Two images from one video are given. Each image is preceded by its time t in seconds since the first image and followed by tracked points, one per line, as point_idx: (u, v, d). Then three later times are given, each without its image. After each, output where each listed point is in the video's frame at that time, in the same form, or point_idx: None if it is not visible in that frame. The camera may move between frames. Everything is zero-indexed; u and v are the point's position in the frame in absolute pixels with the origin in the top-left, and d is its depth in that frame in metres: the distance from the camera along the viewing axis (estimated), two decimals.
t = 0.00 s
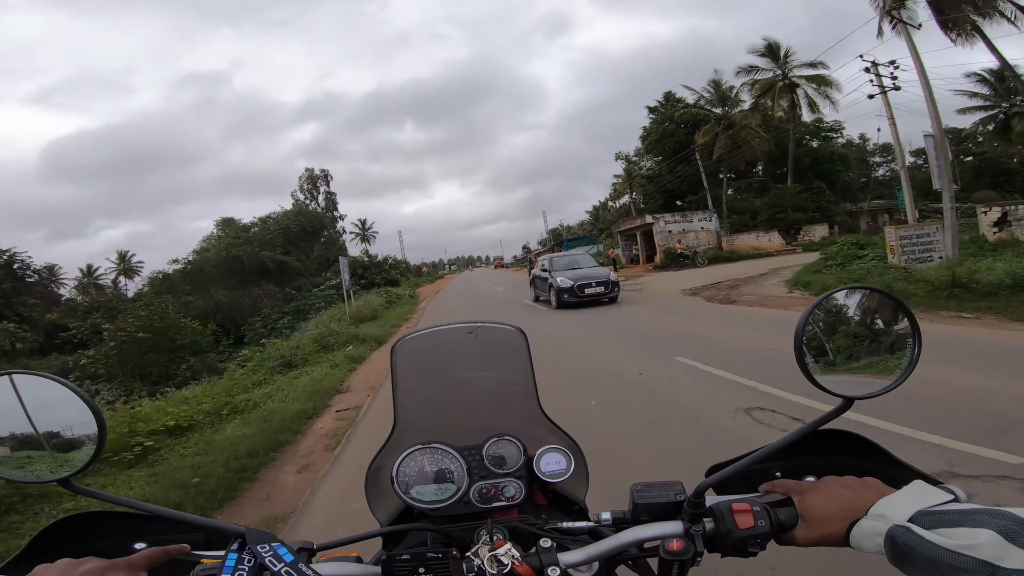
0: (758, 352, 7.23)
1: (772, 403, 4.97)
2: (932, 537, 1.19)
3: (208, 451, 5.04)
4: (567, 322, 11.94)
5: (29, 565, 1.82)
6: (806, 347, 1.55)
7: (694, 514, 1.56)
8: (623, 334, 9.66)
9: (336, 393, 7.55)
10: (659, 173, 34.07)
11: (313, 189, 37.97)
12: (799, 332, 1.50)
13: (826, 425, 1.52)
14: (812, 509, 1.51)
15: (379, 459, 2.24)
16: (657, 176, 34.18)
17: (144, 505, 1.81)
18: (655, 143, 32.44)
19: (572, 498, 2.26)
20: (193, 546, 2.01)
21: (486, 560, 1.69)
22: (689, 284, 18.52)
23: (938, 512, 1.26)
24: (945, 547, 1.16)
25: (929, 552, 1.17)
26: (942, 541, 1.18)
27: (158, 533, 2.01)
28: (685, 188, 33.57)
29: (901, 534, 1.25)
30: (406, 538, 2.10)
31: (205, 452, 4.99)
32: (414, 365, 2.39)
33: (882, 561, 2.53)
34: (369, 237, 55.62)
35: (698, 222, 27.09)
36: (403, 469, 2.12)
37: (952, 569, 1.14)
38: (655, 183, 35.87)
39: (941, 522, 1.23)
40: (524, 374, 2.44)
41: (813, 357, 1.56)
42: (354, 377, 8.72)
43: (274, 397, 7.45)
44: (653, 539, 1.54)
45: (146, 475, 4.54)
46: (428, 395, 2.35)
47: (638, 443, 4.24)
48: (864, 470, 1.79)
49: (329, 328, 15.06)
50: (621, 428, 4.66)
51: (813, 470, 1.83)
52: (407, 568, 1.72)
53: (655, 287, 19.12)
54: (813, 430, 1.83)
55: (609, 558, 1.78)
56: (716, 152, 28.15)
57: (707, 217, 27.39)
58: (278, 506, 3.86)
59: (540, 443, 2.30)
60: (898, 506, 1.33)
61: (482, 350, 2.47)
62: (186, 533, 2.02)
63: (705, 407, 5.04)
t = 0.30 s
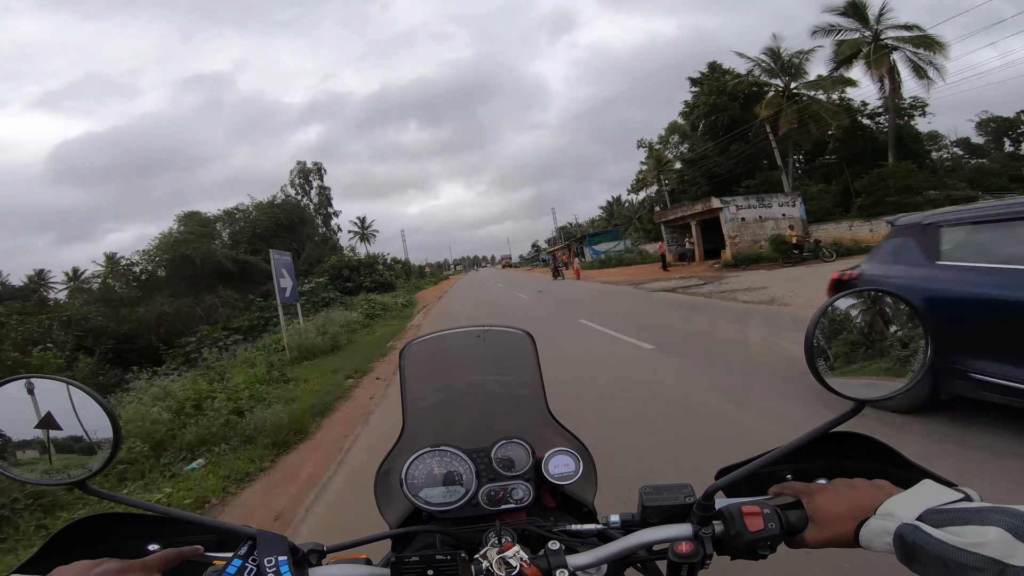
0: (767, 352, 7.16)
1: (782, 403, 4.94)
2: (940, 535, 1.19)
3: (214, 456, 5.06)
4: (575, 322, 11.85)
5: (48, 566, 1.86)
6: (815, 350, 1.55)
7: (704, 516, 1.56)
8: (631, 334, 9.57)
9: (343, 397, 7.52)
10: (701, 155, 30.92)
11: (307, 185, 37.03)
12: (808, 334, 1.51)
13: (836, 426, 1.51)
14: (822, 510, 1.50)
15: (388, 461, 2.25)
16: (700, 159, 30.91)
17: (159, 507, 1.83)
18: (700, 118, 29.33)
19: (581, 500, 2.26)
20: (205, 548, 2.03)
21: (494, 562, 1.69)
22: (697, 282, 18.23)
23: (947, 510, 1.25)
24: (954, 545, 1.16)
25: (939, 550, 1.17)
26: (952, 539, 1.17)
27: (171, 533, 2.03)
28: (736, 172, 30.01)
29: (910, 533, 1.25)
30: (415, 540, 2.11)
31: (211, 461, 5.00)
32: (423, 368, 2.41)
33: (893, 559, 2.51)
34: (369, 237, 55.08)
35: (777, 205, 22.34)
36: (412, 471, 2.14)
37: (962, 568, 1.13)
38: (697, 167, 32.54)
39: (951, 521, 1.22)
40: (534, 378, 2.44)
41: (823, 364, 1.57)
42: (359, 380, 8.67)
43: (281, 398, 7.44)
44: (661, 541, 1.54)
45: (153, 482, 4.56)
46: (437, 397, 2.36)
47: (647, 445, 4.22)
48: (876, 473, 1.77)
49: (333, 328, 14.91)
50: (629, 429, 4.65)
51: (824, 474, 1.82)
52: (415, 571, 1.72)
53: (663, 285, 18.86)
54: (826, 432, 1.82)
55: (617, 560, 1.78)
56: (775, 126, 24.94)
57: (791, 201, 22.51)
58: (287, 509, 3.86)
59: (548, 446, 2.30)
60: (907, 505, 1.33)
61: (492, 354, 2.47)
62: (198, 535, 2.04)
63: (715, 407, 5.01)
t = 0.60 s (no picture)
0: (774, 340, 7.07)
1: (793, 390, 4.88)
2: (971, 518, 1.13)
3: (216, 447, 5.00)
4: (580, 311, 11.71)
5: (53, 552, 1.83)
6: (835, 328, 1.47)
7: (718, 500, 1.50)
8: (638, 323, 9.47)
9: (344, 386, 7.44)
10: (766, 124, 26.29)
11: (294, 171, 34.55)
12: (828, 305, 1.45)
13: (856, 406, 1.45)
14: (841, 493, 1.45)
15: (393, 446, 2.21)
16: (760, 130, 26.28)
17: (161, 493, 1.79)
18: (763, 83, 25.00)
19: (589, 486, 2.21)
20: (210, 535, 2.00)
21: (501, 547, 1.65)
22: (703, 273, 17.87)
23: (978, 493, 1.19)
24: (987, 529, 1.10)
25: (971, 535, 1.11)
26: (984, 522, 1.11)
27: (175, 520, 2.01)
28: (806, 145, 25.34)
29: (937, 516, 1.19)
30: (421, 526, 2.07)
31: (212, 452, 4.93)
32: (428, 348, 2.37)
33: (912, 547, 2.44)
34: (364, 230, 54.21)
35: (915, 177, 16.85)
36: (418, 456, 2.10)
37: (995, 553, 1.07)
38: (754, 140, 28.21)
39: (980, 504, 1.16)
40: (541, 361, 2.39)
41: (845, 345, 1.49)
42: (359, 371, 8.56)
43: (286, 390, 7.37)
44: (674, 525, 1.49)
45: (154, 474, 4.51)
46: (442, 380, 2.32)
47: (656, 431, 4.17)
48: (895, 456, 1.71)
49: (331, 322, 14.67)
50: (636, 416, 4.58)
51: (840, 457, 1.76)
52: (421, 558, 1.68)
53: (669, 276, 18.38)
54: (843, 414, 1.76)
55: (628, 545, 1.73)
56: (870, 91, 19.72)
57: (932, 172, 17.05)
58: (293, 496, 3.84)
59: (556, 431, 2.26)
60: (932, 488, 1.27)
61: (498, 337, 2.42)
62: (203, 522, 2.01)
63: (725, 394, 4.95)
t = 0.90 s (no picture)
0: (776, 338, 7.05)
1: (794, 389, 4.87)
2: (966, 518, 1.14)
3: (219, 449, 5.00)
4: (581, 309, 11.65)
5: (62, 550, 1.86)
6: (832, 327, 1.49)
7: (717, 501, 1.51)
8: (640, 321, 9.44)
9: (346, 388, 7.41)
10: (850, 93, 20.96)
11: (280, 158, 32.34)
12: (825, 305, 1.45)
13: (854, 408, 1.45)
14: (839, 494, 1.46)
15: (396, 446, 2.23)
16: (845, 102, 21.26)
17: (166, 494, 1.81)
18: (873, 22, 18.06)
19: (590, 485, 2.22)
20: (215, 535, 2.03)
21: (501, 547, 1.66)
22: (705, 271, 17.64)
23: (972, 493, 1.20)
24: (982, 530, 1.10)
25: (966, 535, 1.11)
26: (977, 522, 1.12)
27: (180, 520, 2.03)
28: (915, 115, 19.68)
29: (932, 517, 1.19)
30: (423, 526, 2.09)
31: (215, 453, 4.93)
32: (430, 349, 2.38)
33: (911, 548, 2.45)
34: (359, 226, 53.25)
35: None
36: (420, 455, 2.11)
37: (989, 554, 1.07)
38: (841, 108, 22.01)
39: (975, 504, 1.17)
40: (543, 361, 2.40)
41: (842, 343, 1.50)
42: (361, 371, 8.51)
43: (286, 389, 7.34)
44: (673, 526, 1.50)
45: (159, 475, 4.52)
46: (445, 380, 2.33)
47: (657, 429, 4.18)
48: (896, 457, 1.71)
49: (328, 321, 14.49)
50: (638, 415, 4.58)
51: (840, 458, 1.77)
52: (423, 557, 1.69)
53: (725, 279, 15.01)
54: (843, 415, 1.77)
55: (628, 545, 1.74)
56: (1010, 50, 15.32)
57: None
58: (296, 496, 3.86)
59: (557, 431, 2.27)
60: (928, 488, 1.28)
61: (500, 336, 2.44)
62: (207, 522, 2.03)
63: (727, 393, 4.95)
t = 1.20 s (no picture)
0: (779, 339, 7.01)
1: (797, 390, 4.86)
2: (966, 522, 1.14)
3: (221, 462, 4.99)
4: (582, 312, 11.57)
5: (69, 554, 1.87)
6: (833, 329, 1.49)
7: (718, 505, 1.51)
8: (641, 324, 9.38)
9: (348, 391, 7.39)
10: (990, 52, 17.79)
11: (259, 154, 30.35)
12: (827, 312, 1.45)
13: (856, 412, 1.44)
14: (840, 497, 1.46)
15: (398, 450, 2.24)
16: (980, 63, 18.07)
17: (170, 499, 1.83)
18: None
19: (592, 488, 2.23)
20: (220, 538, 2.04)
21: (504, 550, 1.67)
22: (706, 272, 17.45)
23: (973, 497, 1.20)
24: (983, 534, 1.10)
25: (966, 538, 1.12)
26: (978, 526, 1.12)
27: (184, 524, 2.04)
28: None
29: (933, 520, 1.19)
30: (426, 529, 2.10)
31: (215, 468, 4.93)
32: (431, 354, 2.39)
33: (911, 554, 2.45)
34: (353, 225, 52.41)
35: None
36: (422, 459, 2.12)
37: (990, 557, 1.08)
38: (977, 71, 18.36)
39: (975, 508, 1.17)
40: (544, 364, 2.41)
41: (842, 345, 1.50)
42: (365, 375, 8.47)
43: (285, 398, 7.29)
44: (674, 530, 1.50)
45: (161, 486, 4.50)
46: (447, 384, 2.34)
47: (659, 433, 4.17)
48: (898, 460, 1.71)
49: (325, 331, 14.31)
50: (641, 418, 4.57)
51: (842, 462, 1.77)
52: (425, 561, 1.70)
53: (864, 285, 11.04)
54: (845, 417, 1.76)
55: (630, 548, 1.75)
56: None
57: None
58: (298, 501, 3.86)
59: (558, 433, 2.27)
60: (929, 491, 1.28)
61: (500, 339, 2.44)
62: (213, 525, 2.05)
63: (730, 395, 4.94)
